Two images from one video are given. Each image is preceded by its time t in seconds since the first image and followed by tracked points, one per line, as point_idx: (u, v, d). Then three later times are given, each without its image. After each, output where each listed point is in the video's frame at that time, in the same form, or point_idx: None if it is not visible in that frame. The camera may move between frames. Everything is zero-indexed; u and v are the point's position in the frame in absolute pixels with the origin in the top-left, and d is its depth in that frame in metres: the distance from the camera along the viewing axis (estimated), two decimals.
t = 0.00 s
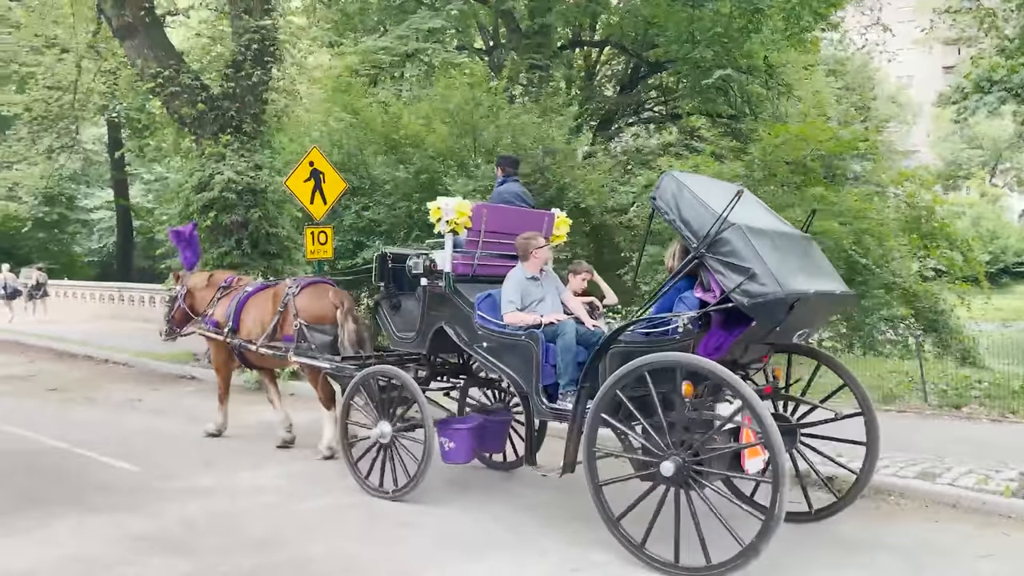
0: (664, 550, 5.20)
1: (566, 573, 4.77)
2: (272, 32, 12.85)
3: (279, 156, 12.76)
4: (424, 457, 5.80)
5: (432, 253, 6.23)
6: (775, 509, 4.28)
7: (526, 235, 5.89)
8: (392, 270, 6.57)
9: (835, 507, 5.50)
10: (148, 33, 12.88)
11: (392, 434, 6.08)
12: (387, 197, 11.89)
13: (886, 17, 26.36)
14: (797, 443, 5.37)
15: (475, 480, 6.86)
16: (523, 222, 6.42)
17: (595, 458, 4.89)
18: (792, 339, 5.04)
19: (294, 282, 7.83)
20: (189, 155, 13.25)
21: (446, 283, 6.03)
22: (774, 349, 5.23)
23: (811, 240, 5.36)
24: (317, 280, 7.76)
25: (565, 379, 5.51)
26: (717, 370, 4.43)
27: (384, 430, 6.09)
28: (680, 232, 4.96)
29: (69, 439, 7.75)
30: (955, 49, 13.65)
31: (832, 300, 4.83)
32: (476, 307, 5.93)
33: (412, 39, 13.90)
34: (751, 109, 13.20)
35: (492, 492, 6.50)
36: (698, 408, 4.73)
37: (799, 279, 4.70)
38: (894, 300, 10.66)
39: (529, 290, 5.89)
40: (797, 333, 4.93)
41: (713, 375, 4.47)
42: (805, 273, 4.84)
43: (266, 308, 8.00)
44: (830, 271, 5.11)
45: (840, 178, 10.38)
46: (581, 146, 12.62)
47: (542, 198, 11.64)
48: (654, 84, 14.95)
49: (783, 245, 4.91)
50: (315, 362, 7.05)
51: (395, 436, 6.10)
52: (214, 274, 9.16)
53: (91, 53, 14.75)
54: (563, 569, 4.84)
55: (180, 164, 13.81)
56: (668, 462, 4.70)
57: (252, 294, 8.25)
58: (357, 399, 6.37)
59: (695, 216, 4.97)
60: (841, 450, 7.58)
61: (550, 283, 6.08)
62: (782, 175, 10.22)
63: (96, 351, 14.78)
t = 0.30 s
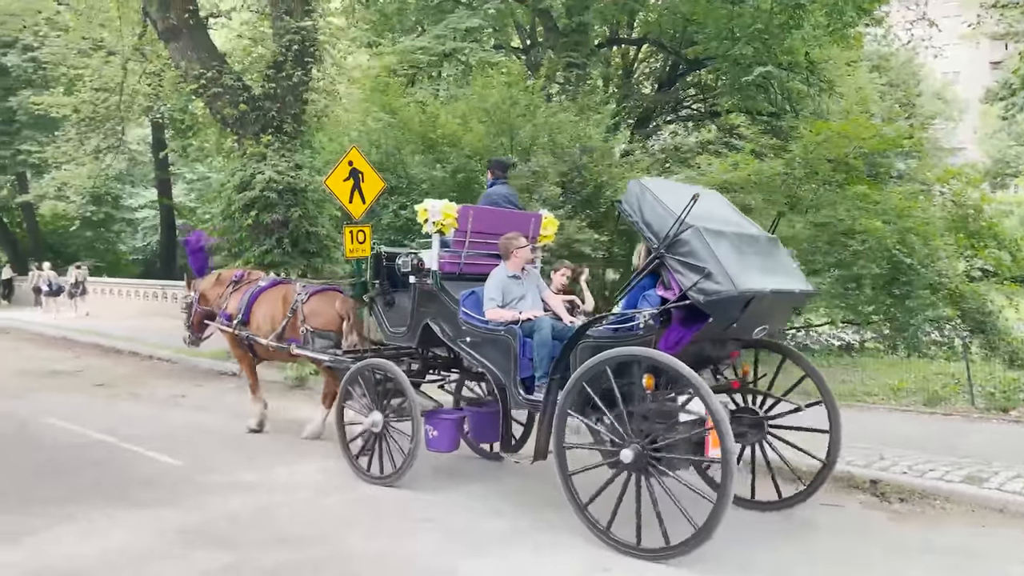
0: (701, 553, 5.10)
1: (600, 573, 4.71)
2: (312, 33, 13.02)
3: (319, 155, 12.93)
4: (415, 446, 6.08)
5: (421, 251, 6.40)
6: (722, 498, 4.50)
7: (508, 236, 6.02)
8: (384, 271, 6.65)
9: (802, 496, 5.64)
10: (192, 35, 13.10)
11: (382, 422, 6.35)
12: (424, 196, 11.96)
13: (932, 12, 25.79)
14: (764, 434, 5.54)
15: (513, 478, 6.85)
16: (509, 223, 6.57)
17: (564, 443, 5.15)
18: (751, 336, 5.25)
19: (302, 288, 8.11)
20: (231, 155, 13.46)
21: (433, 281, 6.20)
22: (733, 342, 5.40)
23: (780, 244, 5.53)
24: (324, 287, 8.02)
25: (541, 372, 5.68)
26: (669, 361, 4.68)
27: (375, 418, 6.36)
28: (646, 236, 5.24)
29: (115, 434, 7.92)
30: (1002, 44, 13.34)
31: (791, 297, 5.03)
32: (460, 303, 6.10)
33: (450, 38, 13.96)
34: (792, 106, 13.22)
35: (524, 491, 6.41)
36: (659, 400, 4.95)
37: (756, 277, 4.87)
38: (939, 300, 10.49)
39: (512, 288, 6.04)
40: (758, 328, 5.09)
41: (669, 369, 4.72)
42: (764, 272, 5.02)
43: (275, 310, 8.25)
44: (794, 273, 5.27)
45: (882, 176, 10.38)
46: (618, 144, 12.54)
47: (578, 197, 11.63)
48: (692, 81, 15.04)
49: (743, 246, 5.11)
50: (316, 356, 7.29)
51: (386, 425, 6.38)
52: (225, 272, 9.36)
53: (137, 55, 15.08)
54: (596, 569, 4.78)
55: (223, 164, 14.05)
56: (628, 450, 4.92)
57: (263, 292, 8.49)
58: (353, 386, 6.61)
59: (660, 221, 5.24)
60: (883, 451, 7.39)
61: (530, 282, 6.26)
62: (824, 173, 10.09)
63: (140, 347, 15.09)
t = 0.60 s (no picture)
0: (742, 555, 5.03)
1: (639, 573, 4.67)
2: (350, 34, 13.14)
3: (358, 155, 13.04)
4: (404, 438, 6.34)
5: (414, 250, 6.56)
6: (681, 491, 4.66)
7: (494, 236, 6.11)
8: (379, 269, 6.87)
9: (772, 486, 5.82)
10: (233, 37, 13.28)
11: (376, 412, 6.56)
12: (461, 195, 12.01)
13: (979, 5, 25.27)
14: (736, 426, 5.73)
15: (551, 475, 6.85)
16: (501, 224, 6.71)
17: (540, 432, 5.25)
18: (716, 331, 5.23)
19: (307, 279, 8.43)
20: (271, 155, 13.63)
21: (424, 278, 6.36)
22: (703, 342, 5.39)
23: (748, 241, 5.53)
24: (327, 276, 8.37)
25: (522, 365, 5.63)
26: (638, 357, 4.73)
27: (369, 408, 6.58)
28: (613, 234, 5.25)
29: (161, 429, 8.07)
30: None
31: (758, 296, 4.99)
32: (449, 299, 6.23)
33: (486, 37, 14.02)
34: (833, 103, 13.13)
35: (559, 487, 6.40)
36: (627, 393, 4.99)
37: (719, 274, 4.88)
38: (986, 300, 10.22)
39: (496, 286, 6.15)
40: (723, 324, 5.10)
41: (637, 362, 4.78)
42: (729, 269, 5.02)
43: (282, 300, 8.57)
44: (762, 270, 5.27)
45: (927, 173, 10.40)
46: (656, 142, 12.46)
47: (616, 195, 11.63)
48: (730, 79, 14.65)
49: (710, 245, 5.10)
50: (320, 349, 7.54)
51: (381, 415, 6.59)
52: (239, 268, 9.74)
53: (180, 57, 15.36)
54: (635, 569, 4.73)
55: (263, 164, 14.24)
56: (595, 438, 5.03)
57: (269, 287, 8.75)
58: (353, 376, 6.81)
59: (627, 219, 5.25)
60: (929, 454, 7.22)
61: (517, 279, 6.34)
62: (866, 170, 10.16)
63: (183, 344, 15.37)
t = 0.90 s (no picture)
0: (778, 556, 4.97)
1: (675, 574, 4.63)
2: (389, 35, 13.26)
3: (396, 155, 13.14)
4: (401, 431, 6.66)
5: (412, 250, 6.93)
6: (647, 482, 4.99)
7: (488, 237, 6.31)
8: (382, 269, 7.22)
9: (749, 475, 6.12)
10: (274, 39, 13.43)
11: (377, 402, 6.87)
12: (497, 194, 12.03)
13: None
14: (716, 417, 5.98)
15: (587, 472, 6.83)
16: (498, 225, 6.99)
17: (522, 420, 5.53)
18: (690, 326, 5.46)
19: (318, 281, 8.63)
20: (311, 155, 13.80)
21: (422, 275, 6.73)
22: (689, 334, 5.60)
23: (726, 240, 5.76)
24: (339, 279, 8.49)
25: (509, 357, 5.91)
26: (614, 352, 4.96)
27: (371, 399, 6.90)
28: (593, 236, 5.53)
29: (205, 425, 8.23)
30: None
31: (729, 292, 5.22)
32: (444, 297, 6.55)
33: (523, 36, 14.05)
34: (876, 99, 12.91)
35: (594, 482, 6.37)
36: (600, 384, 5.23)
37: (690, 271, 5.12)
38: None
39: (489, 284, 6.31)
40: (697, 319, 5.32)
41: (612, 357, 5.01)
42: (702, 266, 5.26)
43: (295, 300, 8.81)
44: (737, 266, 5.48)
45: (974, 170, 10.21)
46: (694, 140, 12.37)
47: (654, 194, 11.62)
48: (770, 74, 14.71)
49: (684, 244, 5.36)
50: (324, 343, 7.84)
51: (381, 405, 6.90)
52: (257, 270, 10.20)
53: (222, 59, 15.62)
54: (669, 569, 4.70)
55: (304, 164, 14.43)
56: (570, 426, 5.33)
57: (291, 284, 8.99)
58: (357, 368, 7.14)
59: (606, 222, 5.53)
60: (975, 457, 7.06)
61: (508, 278, 6.52)
62: (911, 167, 10.02)
63: (226, 342, 15.63)
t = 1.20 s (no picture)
0: (828, 558, 4.90)
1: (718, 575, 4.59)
2: (427, 35, 13.34)
3: (434, 155, 13.17)
4: (405, 423, 7.03)
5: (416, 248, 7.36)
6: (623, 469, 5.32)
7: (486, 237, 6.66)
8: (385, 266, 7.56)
9: (722, 468, 6.47)
10: (314, 40, 13.53)
11: (382, 395, 7.26)
12: (535, 193, 12.03)
13: None
14: (702, 409, 6.33)
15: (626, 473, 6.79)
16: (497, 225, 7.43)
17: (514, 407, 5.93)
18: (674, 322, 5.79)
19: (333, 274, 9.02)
20: (350, 155, 13.94)
21: (423, 273, 7.12)
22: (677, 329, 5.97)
23: (713, 242, 6.10)
24: (353, 272, 8.85)
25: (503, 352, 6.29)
26: (597, 346, 5.32)
27: (376, 391, 7.29)
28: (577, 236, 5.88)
29: (248, 422, 8.36)
30: None
31: (708, 290, 5.58)
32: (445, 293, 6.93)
33: (561, 34, 14.06)
34: (922, 93, 12.68)
35: (628, 484, 6.38)
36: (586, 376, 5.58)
37: (671, 269, 5.48)
38: None
39: (488, 282, 6.67)
40: (678, 314, 5.69)
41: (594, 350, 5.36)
42: (683, 266, 5.61)
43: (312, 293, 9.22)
44: (722, 268, 5.83)
45: None
46: (734, 137, 12.28)
47: (693, 191, 11.54)
48: (812, 70, 14.35)
49: (664, 244, 5.71)
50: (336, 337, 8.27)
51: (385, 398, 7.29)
52: (279, 265, 10.63)
53: (264, 61, 15.84)
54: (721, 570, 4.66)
55: (344, 164, 14.57)
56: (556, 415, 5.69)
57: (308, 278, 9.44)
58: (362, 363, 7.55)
59: (591, 222, 5.88)
60: None
61: (506, 276, 6.86)
62: (959, 163, 9.82)
63: (267, 340, 15.87)
